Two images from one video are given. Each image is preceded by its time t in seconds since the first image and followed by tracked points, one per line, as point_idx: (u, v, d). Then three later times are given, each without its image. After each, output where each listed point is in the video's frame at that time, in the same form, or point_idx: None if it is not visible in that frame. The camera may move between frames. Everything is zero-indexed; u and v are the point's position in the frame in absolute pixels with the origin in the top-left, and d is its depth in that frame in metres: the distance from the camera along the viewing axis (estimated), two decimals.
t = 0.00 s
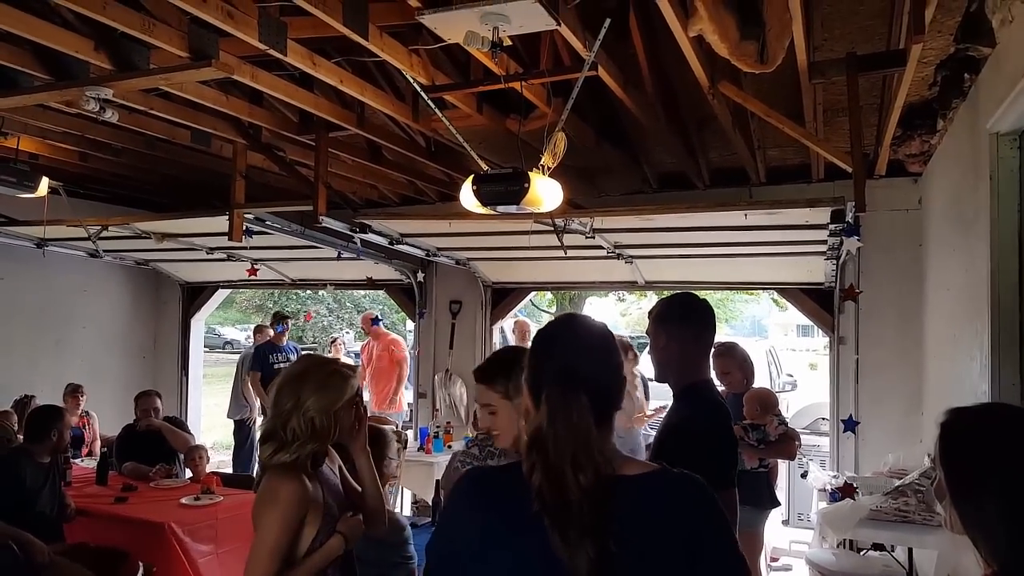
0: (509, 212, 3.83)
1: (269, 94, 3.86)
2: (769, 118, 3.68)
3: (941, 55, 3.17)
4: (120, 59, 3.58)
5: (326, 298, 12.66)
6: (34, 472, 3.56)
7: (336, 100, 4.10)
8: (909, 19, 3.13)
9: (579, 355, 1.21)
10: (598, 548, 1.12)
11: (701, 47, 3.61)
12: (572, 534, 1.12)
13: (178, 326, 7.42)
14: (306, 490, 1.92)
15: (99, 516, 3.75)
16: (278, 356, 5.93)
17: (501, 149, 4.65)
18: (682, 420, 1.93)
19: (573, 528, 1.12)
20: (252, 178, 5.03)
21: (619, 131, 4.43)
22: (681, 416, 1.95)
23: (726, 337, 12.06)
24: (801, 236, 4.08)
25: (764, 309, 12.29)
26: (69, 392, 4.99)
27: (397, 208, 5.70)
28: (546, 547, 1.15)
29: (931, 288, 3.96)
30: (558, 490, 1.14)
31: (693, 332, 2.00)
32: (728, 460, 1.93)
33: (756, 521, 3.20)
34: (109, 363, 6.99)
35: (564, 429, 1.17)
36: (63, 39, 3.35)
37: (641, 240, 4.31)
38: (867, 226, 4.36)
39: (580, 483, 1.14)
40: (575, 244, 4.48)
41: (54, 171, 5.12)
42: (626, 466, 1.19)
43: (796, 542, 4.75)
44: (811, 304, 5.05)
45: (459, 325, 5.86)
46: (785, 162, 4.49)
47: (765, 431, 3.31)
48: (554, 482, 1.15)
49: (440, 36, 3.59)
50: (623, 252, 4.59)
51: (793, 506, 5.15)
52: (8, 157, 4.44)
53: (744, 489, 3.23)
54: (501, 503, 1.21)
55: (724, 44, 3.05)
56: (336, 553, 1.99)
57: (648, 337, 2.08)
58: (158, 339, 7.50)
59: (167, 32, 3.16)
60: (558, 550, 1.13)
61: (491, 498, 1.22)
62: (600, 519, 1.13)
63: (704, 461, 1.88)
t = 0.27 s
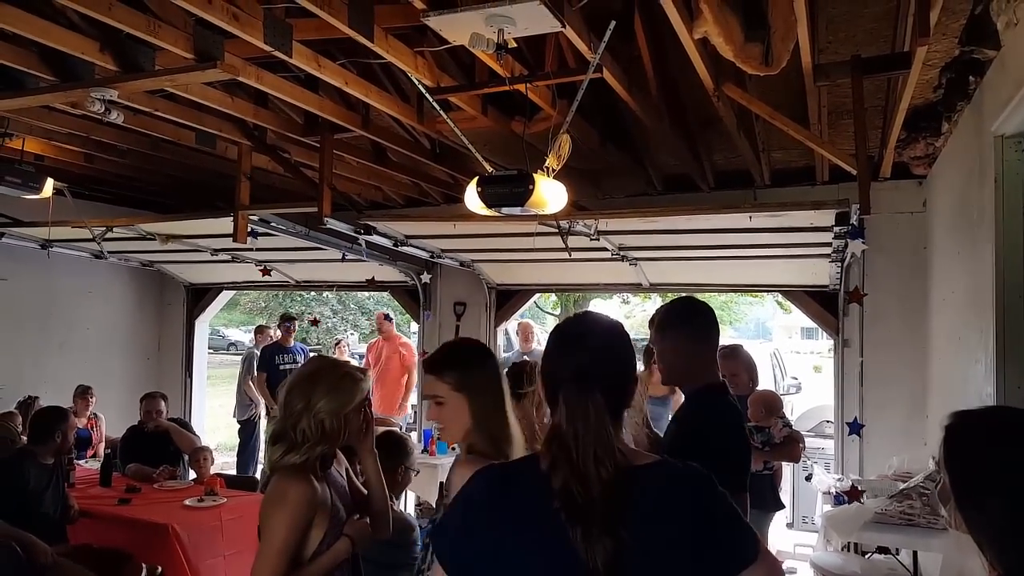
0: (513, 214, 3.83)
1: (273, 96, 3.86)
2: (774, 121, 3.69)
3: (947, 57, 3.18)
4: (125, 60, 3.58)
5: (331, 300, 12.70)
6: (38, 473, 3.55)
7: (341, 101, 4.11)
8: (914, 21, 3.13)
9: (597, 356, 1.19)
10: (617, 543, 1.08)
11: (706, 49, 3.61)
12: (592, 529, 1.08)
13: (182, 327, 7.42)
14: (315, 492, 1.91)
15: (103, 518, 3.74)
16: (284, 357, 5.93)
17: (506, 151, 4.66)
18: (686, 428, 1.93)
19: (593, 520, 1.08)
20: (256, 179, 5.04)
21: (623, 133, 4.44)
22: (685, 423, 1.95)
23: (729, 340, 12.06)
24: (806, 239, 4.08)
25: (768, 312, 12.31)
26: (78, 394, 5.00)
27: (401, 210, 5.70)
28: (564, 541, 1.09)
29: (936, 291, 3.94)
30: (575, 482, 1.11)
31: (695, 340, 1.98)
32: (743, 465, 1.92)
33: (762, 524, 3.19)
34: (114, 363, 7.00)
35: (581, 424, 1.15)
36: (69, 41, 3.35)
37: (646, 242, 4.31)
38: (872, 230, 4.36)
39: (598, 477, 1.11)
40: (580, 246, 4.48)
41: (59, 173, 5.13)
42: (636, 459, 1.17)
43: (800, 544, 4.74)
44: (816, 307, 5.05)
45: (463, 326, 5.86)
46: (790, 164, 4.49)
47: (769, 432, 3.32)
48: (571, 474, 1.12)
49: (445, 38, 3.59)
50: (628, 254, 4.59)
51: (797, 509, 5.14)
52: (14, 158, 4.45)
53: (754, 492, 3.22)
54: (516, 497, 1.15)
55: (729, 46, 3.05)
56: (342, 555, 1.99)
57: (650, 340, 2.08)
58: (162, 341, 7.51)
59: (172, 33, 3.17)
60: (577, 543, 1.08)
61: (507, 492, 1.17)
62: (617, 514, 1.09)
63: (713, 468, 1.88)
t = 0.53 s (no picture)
0: (517, 216, 3.83)
1: (277, 98, 3.87)
2: (777, 123, 3.69)
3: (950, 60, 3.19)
4: (130, 63, 3.59)
5: (334, 302, 12.69)
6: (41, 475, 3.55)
7: (344, 104, 4.11)
8: (917, 23, 3.13)
9: (589, 356, 1.27)
10: (607, 530, 1.15)
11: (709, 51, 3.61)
12: (584, 516, 1.15)
13: (184, 330, 7.42)
14: (319, 494, 1.90)
15: (107, 521, 3.73)
16: (287, 360, 5.92)
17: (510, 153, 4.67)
18: (692, 432, 1.93)
19: (585, 508, 1.15)
20: (260, 181, 5.04)
21: (626, 135, 4.44)
22: (690, 426, 1.95)
23: (732, 342, 12.06)
24: (809, 241, 4.08)
25: (771, 314, 12.30)
26: (81, 397, 5.00)
27: (404, 212, 5.71)
28: (558, 527, 1.17)
29: (939, 292, 3.95)
30: (570, 472, 1.18)
31: (700, 343, 1.97)
32: (755, 464, 1.93)
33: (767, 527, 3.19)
34: (117, 366, 7.00)
35: (575, 418, 1.22)
36: (74, 43, 3.36)
37: (649, 244, 4.31)
38: (875, 231, 4.37)
39: (590, 467, 1.18)
40: (583, 248, 4.48)
41: (62, 175, 5.14)
42: (626, 453, 1.25)
43: (804, 547, 4.74)
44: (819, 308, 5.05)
45: (466, 328, 5.87)
46: (793, 167, 4.50)
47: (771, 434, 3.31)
48: (566, 464, 1.19)
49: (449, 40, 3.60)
50: (631, 257, 4.59)
51: (800, 512, 5.15)
52: (18, 160, 4.46)
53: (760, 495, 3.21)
54: (516, 493, 1.22)
55: (732, 48, 3.04)
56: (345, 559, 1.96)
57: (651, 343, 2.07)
58: (164, 343, 7.51)
59: (177, 36, 3.17)
60: (570, 529, 1.15)
61: (510, 484, 1.23)
62: (608, 502, 1.17)
63: (719, 472, 1.88)
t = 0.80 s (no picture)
0: (515, 222, 3.83)
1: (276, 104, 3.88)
2: (776, 130, 3.71)
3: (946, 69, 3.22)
4: (129, 68, 3.60)
5: (331, 308, 12.65)
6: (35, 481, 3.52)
7: (343, 110, 4.12)
8: (913, 31, 3.16)
9: (579, 359, 1.41)
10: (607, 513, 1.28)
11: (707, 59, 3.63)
12: (583, 499, 1.27)
13: (180, 337, 7.38)
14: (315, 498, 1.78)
15: (101, 527, 3.71)
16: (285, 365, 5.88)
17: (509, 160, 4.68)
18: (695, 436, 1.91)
19: (586, 493, 1.27)
20: (258, 187, 5.04)
21: (625, 142, 4.46)
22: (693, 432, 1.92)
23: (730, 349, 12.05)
24: (806, 248, 4.10)
25: (769, 322, 12.31)
26: (76, 402, 4.97)
27: (402, 218, 5.71)
28: (561, 510, 1.28)
29: (934, 300, 3.99)
30: (568, 462, 1.29)
31: (688, 344, 1.98)
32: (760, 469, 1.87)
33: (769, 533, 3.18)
34: (114, 372, 6.97)
35: (566, 416, 1.35)
36: (73, 48, 3.36)
37: (648, 250, 4.32)
38: (871, 238, 4.39)
39: (582, 457, 1.30)
40: (582, 254, 4.48)
41: (60, 180, 5.13)
42: (616, 443, 1.37)
43: (802, 555, 4.74)
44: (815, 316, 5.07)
45: (463, 335, 5.86)
46: (791, 174, 4.52)
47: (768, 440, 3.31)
48: (563, 455, 1.30)
49: (448, 47, 3.62)
50: (630, 263, 4.60)
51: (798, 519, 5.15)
52: (15, 164, 4.45)
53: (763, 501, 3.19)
54: (518, 485, 1.31)
55: (730, 55, 3.06)
56: None
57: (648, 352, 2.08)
58: (161, 349, 7.48)
59: (176, 41, 3.18)
60: (575, 512, 1.27)
61: (513, 481, 1.32)
62: (603, 486, 1.29)
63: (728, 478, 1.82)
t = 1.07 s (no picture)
0: (515, 228, 3.83)
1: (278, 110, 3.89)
2: (775, 136, 3.70)
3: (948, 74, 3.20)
4: (132, 74, 3.61)
5: (334, 312, 12.70)
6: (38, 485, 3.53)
7: (344, 116, 4.13)
8: (914, 36, 3.14)
9: (577, 358, 1.37)
10: (614, 497, 1.29)
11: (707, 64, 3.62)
12: (591, 485, 1.28)
13: (183, 341, 7.42)
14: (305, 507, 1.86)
15: (104, 531, 3.72)
16: (288, 370, 5.90)
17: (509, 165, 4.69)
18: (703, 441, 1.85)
19: (591, 480, 1.28)
20: (260, 192, 5.06)
21: (625, 148, 4.46)
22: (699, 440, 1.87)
23: (731, 354, 12.06)
24: (808, 254, 4.08)
25: (770, 327, 12.32)
26: (80, 407, 4.99)
27: (404, 223, 5.73)
28: (570, 497, 1.29)
29: (938, 303, 3.97)
30: (572, 453, 1.29)
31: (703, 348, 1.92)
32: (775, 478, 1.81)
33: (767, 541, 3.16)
34: (116, 376, 7.01)
35: (564, 414, 1.32)
36: (76, 55, 3.38)
37: (648, 256, 4.31)
38: (876, 242, 4.36)
39: (582, 451, 1.29)
40: (582, 260, 4.48)
41: (64, 185, 5.16)
42: (618, 431, 1.36)
43: (804, 561, 4.72)
44: (817, 321, 5.05)
45: (465, 340, 5.87)
46: (791, 180, 4.51)
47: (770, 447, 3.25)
48: (567, 447, 1.30)
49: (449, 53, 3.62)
50: (630, 268, 4.59)
51: (801, 525, 5.13)
52: (19, 170, 4.48)
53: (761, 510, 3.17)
54: (527, 472, 1.32)
55: (730, 61, 3.04)
56: None
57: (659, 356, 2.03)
58: (163, 353, 7.52)
59: (178, 48, 3.19)
60: (581, 498, 1.28)
61: (521, 471, 1.33)
62: (608, 474, 1.30)
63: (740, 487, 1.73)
